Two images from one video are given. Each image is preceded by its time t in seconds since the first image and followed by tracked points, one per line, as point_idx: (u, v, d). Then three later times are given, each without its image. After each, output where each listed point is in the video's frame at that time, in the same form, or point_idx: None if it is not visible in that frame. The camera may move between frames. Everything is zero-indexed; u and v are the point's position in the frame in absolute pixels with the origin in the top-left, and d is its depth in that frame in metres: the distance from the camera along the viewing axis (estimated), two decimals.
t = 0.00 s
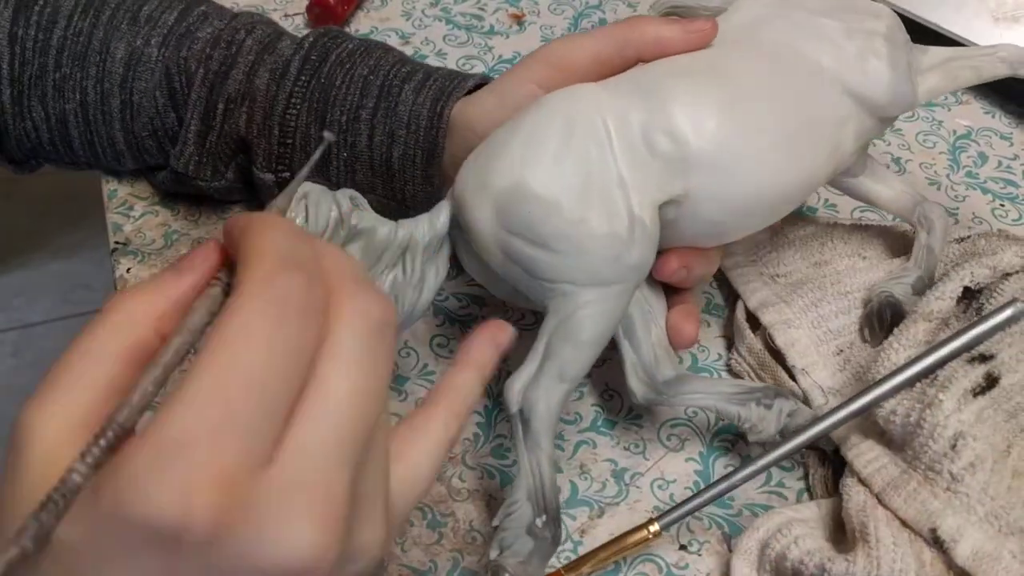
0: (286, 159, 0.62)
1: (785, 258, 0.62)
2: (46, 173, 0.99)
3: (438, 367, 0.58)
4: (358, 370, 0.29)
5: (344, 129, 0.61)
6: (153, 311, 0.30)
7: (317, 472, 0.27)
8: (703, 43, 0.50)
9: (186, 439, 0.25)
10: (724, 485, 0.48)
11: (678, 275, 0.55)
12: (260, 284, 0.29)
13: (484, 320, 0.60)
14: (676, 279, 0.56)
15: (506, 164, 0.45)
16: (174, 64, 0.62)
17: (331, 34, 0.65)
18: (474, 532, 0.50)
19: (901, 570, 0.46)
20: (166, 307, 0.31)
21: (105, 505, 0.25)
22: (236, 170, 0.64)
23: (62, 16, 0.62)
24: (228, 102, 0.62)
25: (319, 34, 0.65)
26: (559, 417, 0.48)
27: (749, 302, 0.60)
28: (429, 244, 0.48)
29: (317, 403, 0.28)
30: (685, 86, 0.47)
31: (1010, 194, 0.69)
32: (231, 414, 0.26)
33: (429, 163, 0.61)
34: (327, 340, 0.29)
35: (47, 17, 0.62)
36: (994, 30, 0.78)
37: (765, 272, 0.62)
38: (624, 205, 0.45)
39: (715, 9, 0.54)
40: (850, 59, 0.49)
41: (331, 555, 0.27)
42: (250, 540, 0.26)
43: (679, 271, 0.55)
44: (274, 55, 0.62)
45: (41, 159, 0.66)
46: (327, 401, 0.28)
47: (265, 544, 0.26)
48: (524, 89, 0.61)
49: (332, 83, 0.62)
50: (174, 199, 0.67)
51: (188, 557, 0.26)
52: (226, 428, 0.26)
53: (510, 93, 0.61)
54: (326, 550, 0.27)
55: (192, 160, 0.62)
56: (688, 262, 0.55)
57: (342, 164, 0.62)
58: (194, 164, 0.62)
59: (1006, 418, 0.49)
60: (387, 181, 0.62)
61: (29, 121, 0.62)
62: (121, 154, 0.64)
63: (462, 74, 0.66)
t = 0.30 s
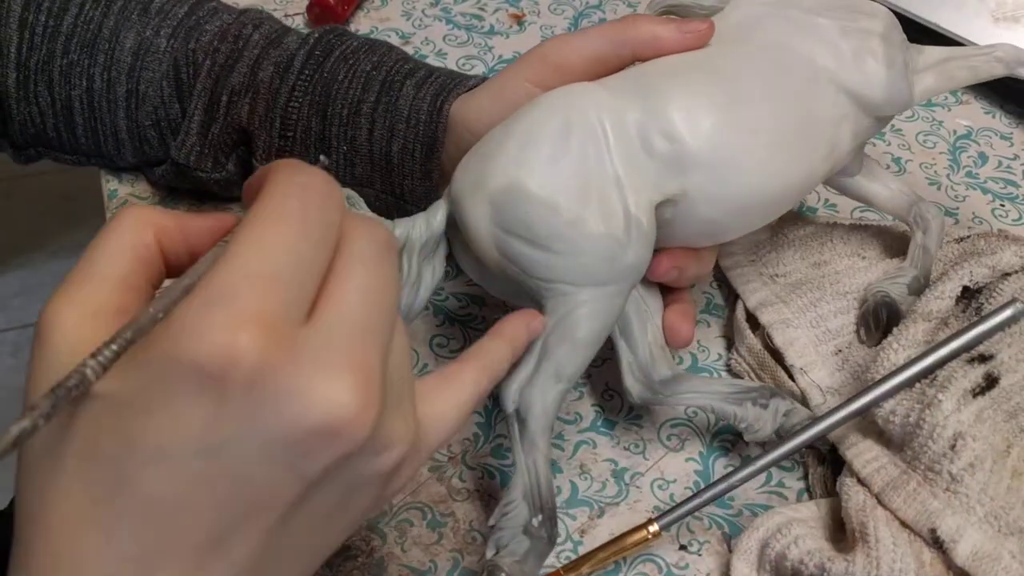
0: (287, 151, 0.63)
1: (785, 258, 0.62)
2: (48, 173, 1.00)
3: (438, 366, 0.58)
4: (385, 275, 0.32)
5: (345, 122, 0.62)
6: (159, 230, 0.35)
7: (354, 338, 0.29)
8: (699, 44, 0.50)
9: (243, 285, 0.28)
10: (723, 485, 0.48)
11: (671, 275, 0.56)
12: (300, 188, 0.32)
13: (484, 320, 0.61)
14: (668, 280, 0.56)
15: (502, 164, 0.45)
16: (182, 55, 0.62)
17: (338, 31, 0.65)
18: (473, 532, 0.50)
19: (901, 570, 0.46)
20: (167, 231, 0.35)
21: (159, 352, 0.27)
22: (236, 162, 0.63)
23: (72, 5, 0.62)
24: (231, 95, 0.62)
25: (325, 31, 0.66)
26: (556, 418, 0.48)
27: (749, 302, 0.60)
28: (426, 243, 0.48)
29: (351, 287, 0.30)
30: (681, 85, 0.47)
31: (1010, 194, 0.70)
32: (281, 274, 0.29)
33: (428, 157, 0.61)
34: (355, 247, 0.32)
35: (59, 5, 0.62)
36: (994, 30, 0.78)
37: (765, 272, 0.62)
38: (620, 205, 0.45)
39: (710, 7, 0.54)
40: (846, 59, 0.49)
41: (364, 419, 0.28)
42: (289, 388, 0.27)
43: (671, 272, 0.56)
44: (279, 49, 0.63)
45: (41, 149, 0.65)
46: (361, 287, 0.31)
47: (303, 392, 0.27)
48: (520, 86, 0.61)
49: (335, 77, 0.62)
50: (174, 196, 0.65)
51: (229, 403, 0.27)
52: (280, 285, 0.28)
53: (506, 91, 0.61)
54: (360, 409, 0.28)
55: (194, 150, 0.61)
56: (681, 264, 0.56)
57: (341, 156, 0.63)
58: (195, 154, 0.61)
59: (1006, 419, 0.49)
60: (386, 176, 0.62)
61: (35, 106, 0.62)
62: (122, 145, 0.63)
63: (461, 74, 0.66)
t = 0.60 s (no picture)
0: (286, 152, 0.63)
1: (785, 258, 0.62)
2: (48, 173, 0.99)
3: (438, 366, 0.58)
4: (333, 242, 0.31)
5: (345, 122, 0.62)
6: (129, 208, 0.35)
7: (287, 293, 0.28)
8: (699, 44, 0.50)
9: (176, 241, 0.28)
10: (723, 486, 0.48)
11: (670, 275, 0.56)
12: (253, 164, 0.32)
13: (484, 320, 0.61)
14: (667, 280, 0.56)
15: (502, 164, 0.45)
16: (183, 55, 0.62)
17: (338, 31, 0.65)
18: (473, 532, 0.50)
19: (901, 570, 0.46)
20: (139, 208, 0.35)
21: (95, 311, 0.27)
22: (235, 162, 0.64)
23: (72, 4, 0.62)
24: (231, 95, 0.62)
25: (325, 31, 0.66)
26: (556, 419, 0.48)
27: (749, 302, 0.60)
28: (426, 244, 0.48)
29: (294, 251, 0.30)
30: (680, 85, 0.47)
31: (1010, 194, 0.70)
32: (215, 234, 0.29)
33: (428, 158, 0.61)
34: (307, 219, 0.32)
35: (59, 4, 0.62)
36: (994, 30, 0.78)
37: (765, 272, 0.62)
38: (620, 205, 0.45)
39: (709, 7, 0.54)
40: (846, 59, 0.49)
41: (293, 372, 0.27)
42: (211, 339, 0.26)
43: (670, 272, 0.56)
44: (279, 49, 0.63)
45: (41, 148, 0.65)
46: (303, 250, 0.30)
47: (223, 343, 0.26)
48: (520, 86, 0.61)
49: (335, 77, 0.62)
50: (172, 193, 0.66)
51: (157, 358, 0.27)
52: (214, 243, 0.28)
53: (506, 91, 0.61)
54: (286, 361, 0.27)
55: (195, 151, 0.61)
56: (679, 264, 0.56)
57: (342, 157, 0.63)
58: (195, 154, 0.61)
59: (1006, 419, 0.49)
60: (386, 176, 0.62)
61: (35, 106, 0.62)
62: (122, 144, 0.63)
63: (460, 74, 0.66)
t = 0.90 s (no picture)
0: (287, 152, 0.63)
1: (785, 258, 0.62)
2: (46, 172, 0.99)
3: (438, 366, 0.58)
4: (330, 237, 0.31)
5: (345, 122, 0.62)
6: (130, 211, 0.35)
7: (286, 285, 0.28)
8: (699, 45, 0.50)
9: (174, 236, 0.28)
10: (723, 486, 0.48)
11: (670, 275, 0.56)
12: (248, 163, 0.33)
13: (484, 320, 0.61)
14: (667, 280, 0.56)
15: (502, 164, 0.45)
16: (183, 56, 0.62)
17: (338, 31, 0.65)
18: (473, 532, 0.50)
19: (901, 570, 0.46)
20: (139, 212, 0.35)
21: (95, 303, 0.27)
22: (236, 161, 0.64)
23: (72, 5, 0.62)
24: (231, 95, 0.62)
25: (325, 31, 0.65)
26: (556, 418, 0.48)
27: (749, 303, 0.60)
28: (426, 244, 0.48)
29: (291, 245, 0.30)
30: (680, 86, 0.47)
31: (1011, 194, 0.70)
32: (213, 229, 0.29)
33: (429, 158, 0.61)
34: (304, 215, 0.32)
35: (59, 5, 0.62)
36: (994, 30, 0.78)
37: (765, 272, 0.62)
38: (620, 204, 0.45)
39: (709, 8, 0.54)
40: (846, 59, 0.49)
41: (294, 360, 0.27)
42: (211, 329, 0.26)
43: (670, 272, 0.56)
44: (280, 49, 0.63)
45: (42, 149, 0.65)
46: (302, 244, 0.30)
47: (223, 333, 0.26)
48: (520, 86, 0.61)
49: (335, 77, 0.62)
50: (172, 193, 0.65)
51: (157, 350, 0.27)
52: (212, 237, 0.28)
53: (507, 91, 0.61)
54: (287, 350, 0.27)
55: (195, 151, 0.61)
56: (679, 264, 0.56)
57: (342, 157, 0.62)
58: (195, 155, 0.61)
59: (1006, 419, 0.49)
60: (387, 176, 0.62)
61: (34, 107, 0.62)
62: (122, 145, 0.63)
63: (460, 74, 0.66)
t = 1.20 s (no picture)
0: (286, 151, 0.62)
1: (787, 258, 0.62)
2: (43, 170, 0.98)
3: (438, 367, 0.58)
4: (335, 247, 0.31)
5: (345, 122, 0.61)
6: (123, 215, 0.35)
7: (294, 299, 0.28)
8: (700, 44, 0.50)
9: (180, 249, 0.28)
10: (724, 487, 0.48)
11: (671, 275, 0.56)
12: (251, 169, 0.33)
13: (484, 320, 0.60)
14: (668, 280, 0.56)
15: (501, 163, 0.45)
16: (181, 54, 0.62)
17: (337, 30, 0.65)
18: (473, 533, 0.50)
19: (903, 572, 0.45)
20: (132, 216, 0.35)
21: (101, 317, 0.27)
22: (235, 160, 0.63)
23: (71, 3, 0.62)
24: (230, 94, 0.61)
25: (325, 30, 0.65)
26: (556, 419, 0.48)
27: (750, 303, 0.60)
28: (425, 243, 0.48)
29: (297, 256, 0.30)
30: (681, 85, 0.46)
31: (1013, 194, 0.69)
32: (219, 241, 0.29)
33: (428, 157, 0.61)
34: (307, 223, 0.32)
35: (57, 4, 0.62)
36: (997, 29, 0.77)
37: (767, 272, 0.61)
38: (621, 204, 0.45)
39: (711, 6, 0.54)
40: (848, 58, 0.48)
41: (305, 378, 0.27)
42: (221, 346, 0.26)
43: (671, 272, 0.55)
44: (278, 48, 0.63)
45: (39, 147, 0.64)
46: (307, 255, 0.30)
47: (233, 350, 0.26)
48: (520, 85, 0.60)
49: (334, 76, 0.62)
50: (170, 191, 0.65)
51: (164, 365, 0.26)
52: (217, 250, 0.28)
53: (506, 90, 0.60)
54: (297, 367, 0.27)
55: (193, 150, 0.61)
56: (680, 264, 0.55)
57: (342, 156, 0.62)
58: (195, 154, 0.61)
59: (1009, 419, 0.49)
60: (386, 176, 0.62)
61: (32, 105, 0.62)
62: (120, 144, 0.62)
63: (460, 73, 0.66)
